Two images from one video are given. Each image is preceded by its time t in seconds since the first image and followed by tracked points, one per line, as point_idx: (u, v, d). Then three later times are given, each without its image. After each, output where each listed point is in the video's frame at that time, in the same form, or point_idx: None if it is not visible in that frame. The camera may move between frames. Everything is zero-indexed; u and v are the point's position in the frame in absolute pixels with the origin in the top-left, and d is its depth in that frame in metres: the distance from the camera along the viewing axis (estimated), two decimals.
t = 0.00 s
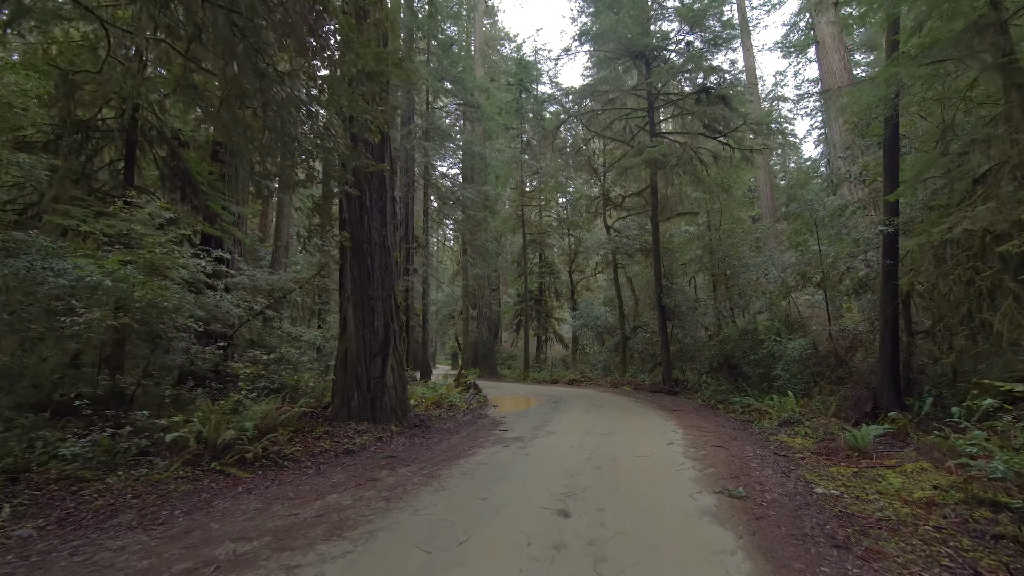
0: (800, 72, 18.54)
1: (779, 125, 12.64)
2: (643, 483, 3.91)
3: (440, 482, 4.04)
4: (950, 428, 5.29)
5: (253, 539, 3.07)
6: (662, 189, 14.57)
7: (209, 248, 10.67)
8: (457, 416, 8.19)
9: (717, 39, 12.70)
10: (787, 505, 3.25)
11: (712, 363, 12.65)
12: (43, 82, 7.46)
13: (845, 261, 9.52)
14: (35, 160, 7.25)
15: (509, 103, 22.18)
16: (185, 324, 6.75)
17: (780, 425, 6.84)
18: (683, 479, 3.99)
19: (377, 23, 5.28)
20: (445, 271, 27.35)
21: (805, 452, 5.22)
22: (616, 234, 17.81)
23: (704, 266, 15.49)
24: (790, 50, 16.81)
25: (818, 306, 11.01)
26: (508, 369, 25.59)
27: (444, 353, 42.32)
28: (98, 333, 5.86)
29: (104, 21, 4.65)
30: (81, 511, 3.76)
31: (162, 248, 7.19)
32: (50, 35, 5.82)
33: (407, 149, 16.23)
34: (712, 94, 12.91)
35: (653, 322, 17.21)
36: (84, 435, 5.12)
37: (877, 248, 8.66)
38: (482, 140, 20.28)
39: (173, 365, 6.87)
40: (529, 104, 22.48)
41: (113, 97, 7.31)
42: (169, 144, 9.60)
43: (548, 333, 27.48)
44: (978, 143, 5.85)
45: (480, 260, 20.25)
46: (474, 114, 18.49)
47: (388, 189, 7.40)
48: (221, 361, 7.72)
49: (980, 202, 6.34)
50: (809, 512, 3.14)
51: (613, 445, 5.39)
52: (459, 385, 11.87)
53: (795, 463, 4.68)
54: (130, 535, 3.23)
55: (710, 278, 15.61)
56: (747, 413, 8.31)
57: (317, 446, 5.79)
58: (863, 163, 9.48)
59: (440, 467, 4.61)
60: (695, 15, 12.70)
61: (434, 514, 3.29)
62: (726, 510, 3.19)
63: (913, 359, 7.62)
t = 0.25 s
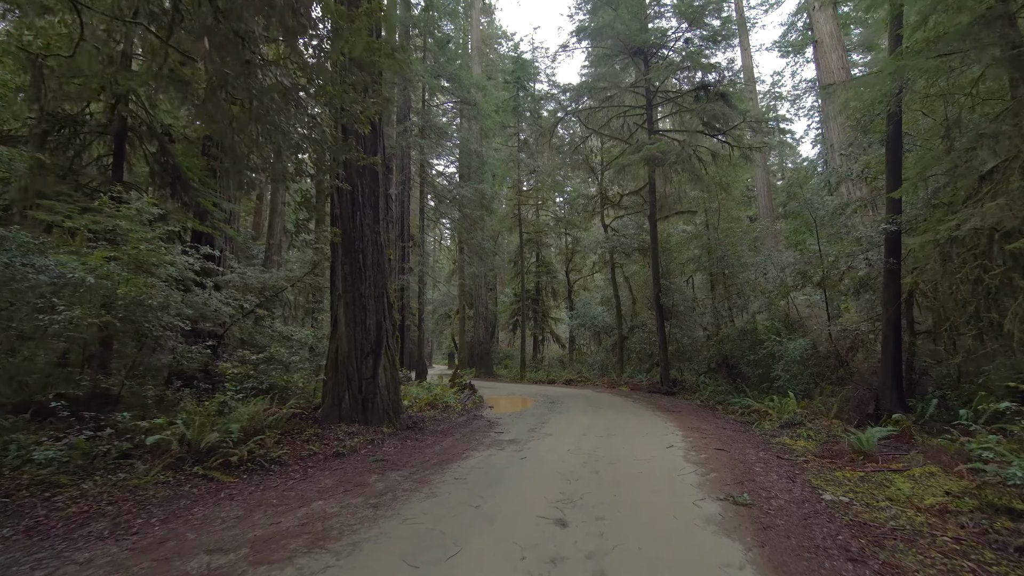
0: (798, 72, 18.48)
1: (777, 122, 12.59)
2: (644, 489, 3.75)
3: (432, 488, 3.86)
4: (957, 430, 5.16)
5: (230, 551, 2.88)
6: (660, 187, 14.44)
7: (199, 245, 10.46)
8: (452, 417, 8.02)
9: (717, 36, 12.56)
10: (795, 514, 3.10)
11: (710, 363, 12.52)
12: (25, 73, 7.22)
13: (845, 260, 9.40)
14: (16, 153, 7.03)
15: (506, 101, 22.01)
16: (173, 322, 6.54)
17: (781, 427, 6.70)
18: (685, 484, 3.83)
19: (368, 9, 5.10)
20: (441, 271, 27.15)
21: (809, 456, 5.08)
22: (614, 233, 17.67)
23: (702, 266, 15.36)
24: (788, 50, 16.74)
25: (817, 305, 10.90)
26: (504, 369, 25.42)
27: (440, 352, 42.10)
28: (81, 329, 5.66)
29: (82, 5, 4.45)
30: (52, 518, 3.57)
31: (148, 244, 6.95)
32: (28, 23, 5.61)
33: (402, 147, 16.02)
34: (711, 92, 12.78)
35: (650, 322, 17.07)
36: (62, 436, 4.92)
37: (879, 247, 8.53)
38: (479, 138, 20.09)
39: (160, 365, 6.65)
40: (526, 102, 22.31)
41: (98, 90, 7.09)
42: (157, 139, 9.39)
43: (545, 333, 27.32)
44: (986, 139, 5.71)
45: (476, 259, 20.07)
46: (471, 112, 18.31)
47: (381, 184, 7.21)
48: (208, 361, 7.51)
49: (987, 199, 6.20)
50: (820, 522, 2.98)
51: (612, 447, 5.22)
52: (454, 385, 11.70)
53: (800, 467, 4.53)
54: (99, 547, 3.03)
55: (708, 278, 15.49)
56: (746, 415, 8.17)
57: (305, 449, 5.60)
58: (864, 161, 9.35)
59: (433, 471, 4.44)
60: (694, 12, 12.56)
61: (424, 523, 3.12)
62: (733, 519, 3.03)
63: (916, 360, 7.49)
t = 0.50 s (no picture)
0: (795, 71, 18.38)
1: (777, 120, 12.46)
2: (645, 496, 3.58)
3: (422, 496, 3.68)
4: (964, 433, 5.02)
5: (202, 566, 2.70)
6: (658, 185, 14.31)
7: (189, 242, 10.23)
8: (446, 418, 7.83)
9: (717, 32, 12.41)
10: (805, 523, 2.94)
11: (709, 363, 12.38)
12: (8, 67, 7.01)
13: (846, 259, 9.27)
14: None
15: (503, 99, 21.82)
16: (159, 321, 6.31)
17: (782, 429, 6.55)
18: (688, 491, 3.66)
19: None
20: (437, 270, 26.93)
21: (813, 460, 4.92)
22: (611, 232, 17.52)
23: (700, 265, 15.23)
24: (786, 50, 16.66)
25: (817, 305, 10.77)
26: (501, 368, 25.23)
27: (436, 352, 41.84)
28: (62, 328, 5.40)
29: None
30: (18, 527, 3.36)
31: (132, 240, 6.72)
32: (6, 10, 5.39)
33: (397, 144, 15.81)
34: (710, 89, 12.65)
35: (648, 322, 16.92)
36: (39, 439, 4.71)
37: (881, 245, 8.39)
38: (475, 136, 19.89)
39: (146, 365, 6.44)
40: (523, 101, 22.13)
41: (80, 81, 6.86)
42: (144, 133, 9.16)
43: (541, 333, 27.14)
44: (994, 134, 5.58)
45: (473, 258, 19.88)
46: (467, 110, 18.12)
47: (373, 179, 7.01)
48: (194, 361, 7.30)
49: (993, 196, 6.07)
50: (832, 532, 2.82)
51: (610, 451, 5.05)
52: (449, 386, 11.51)
53: (804, 472, 4.37)
54: (63, 560, 2.83)
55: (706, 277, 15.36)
56: (747, 416, 8.03)
57: (293, 452, 5.41)
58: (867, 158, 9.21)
59: (424, 476, 4.25)
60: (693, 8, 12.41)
61: (413, 534, 2.94)
62: (740, 530, 2.87)
63: (917, 360, 7.36)
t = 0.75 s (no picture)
0: (793, 70, 18.30)
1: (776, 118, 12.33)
2: (645, 504, 3.41)
3: (411, 504, 3.50)
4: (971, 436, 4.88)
5: None
6: (656, 184, 14.17)
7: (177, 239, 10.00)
8: (440, 420, 7.65)
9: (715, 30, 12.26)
10: (815, 534, 2.78)
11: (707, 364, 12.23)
12: None
13: (846, 258, 9.14)
14: None
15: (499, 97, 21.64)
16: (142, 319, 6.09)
17: (784, 431, 6.40)
18: (689, 498, 3.50)
19: None
20: (433, 270, 26.71)
21: (817, 464, 4.77)
22: (608, 232, 17.37)
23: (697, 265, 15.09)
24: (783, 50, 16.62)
25: (816, 305, 10.64)
26: (497, 369, 25.02)
27: (432, 352, 41.57)
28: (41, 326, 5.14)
29: None
30: None
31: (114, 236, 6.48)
32: None
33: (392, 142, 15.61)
34: (708, 86, 12.52)
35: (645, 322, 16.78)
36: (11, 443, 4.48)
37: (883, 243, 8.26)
38: (472, 134, 19.69)
39: (130, 365, 6.22)
40: (520, 99, 21.95)
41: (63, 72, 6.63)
42: (131, 127, 8.94)
43: (538, 333, 26.97)
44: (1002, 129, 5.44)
45: (469, 257, 19.69)
46: (464, 107, 17.93)
47: (365, 174, 6.83)
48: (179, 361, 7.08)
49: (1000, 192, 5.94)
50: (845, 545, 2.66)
51: (607, 455, 4.88)
52: (443, 386, 11.32)
53: (809, 477, 4.22)
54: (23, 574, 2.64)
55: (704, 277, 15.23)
56: (746, 418, 7.88)
57: (279, 456, 5.22)
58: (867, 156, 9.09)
59: (414, 482, 4.07)
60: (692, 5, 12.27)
61: (399, 546, 2.76)
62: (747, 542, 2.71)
63: (920, 361, 7.24)
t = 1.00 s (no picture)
0: (791, 71, 18.23)
1: (775, 117, 12.24)
2: (646, 512, 3.25)
3: (400, 512, 3.32)
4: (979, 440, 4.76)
5: None
6: (654, 183, 14.05)
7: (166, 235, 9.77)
8: (434, 422, 7.47)
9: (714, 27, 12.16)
10: (827, 547, 2.63)
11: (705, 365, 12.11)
12: None
13: (847, 257, 9.01)
14: None
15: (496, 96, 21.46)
16: (124, 319, 5.88)
17: (785, 434, 6.26)
18: (692, 505, 3.34)
19: None
20: (429, 269, 26.51)
21: (822, 468, 4.62)
22: (605, 231, 17.23)
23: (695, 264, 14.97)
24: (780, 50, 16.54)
25: (815, 305, 10.54)
26: (493, 369, 24.83)
27: (428, 352, 41.32)
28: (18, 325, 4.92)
29: None
30: None
31: (97, 231, 6.26)
32: None
33: (387, 139, 15.41)
34: (707, 84, 12.40)
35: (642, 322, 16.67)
36: None
37: (885, 241, 8.13)
38: (468, 132, 19.51)
39: (112, 366, 6.00)
40: (516, 97, 21.78)
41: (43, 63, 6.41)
42: (118, 120, 8.71)
43: (534, 333, 26.84)
44: (1011, 124, 5.33)
45: (465, 257, 19.52)
46: (460, 105, 17.76)
47: (357, 169, 6.64)
48: (164, 360, 6.86)
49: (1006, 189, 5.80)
50: (859, 558, 2.52)
51: (606, 458, 4.71)
52: (438, 387, 11.13)
53: (815, 483, 4.07)
54: None
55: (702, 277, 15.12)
56: (746, 419, 7.75)
57: (265, 460, 5.03)
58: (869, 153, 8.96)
59: (403, 488, 3.89)
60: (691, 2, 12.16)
61: (385, 558, 2.59)
62: (756, 554, 2.56)
63: (922, 361, 7.12)
